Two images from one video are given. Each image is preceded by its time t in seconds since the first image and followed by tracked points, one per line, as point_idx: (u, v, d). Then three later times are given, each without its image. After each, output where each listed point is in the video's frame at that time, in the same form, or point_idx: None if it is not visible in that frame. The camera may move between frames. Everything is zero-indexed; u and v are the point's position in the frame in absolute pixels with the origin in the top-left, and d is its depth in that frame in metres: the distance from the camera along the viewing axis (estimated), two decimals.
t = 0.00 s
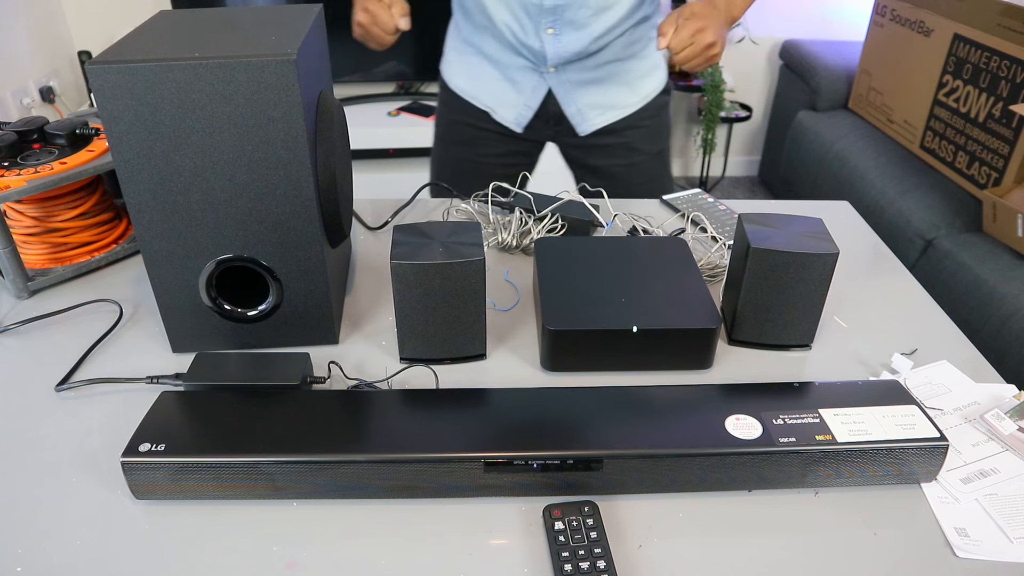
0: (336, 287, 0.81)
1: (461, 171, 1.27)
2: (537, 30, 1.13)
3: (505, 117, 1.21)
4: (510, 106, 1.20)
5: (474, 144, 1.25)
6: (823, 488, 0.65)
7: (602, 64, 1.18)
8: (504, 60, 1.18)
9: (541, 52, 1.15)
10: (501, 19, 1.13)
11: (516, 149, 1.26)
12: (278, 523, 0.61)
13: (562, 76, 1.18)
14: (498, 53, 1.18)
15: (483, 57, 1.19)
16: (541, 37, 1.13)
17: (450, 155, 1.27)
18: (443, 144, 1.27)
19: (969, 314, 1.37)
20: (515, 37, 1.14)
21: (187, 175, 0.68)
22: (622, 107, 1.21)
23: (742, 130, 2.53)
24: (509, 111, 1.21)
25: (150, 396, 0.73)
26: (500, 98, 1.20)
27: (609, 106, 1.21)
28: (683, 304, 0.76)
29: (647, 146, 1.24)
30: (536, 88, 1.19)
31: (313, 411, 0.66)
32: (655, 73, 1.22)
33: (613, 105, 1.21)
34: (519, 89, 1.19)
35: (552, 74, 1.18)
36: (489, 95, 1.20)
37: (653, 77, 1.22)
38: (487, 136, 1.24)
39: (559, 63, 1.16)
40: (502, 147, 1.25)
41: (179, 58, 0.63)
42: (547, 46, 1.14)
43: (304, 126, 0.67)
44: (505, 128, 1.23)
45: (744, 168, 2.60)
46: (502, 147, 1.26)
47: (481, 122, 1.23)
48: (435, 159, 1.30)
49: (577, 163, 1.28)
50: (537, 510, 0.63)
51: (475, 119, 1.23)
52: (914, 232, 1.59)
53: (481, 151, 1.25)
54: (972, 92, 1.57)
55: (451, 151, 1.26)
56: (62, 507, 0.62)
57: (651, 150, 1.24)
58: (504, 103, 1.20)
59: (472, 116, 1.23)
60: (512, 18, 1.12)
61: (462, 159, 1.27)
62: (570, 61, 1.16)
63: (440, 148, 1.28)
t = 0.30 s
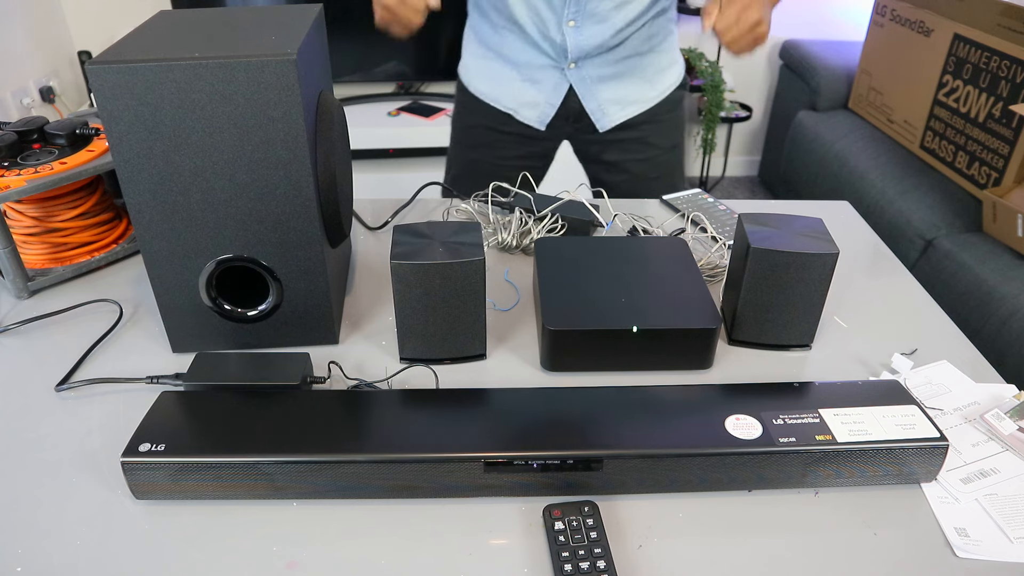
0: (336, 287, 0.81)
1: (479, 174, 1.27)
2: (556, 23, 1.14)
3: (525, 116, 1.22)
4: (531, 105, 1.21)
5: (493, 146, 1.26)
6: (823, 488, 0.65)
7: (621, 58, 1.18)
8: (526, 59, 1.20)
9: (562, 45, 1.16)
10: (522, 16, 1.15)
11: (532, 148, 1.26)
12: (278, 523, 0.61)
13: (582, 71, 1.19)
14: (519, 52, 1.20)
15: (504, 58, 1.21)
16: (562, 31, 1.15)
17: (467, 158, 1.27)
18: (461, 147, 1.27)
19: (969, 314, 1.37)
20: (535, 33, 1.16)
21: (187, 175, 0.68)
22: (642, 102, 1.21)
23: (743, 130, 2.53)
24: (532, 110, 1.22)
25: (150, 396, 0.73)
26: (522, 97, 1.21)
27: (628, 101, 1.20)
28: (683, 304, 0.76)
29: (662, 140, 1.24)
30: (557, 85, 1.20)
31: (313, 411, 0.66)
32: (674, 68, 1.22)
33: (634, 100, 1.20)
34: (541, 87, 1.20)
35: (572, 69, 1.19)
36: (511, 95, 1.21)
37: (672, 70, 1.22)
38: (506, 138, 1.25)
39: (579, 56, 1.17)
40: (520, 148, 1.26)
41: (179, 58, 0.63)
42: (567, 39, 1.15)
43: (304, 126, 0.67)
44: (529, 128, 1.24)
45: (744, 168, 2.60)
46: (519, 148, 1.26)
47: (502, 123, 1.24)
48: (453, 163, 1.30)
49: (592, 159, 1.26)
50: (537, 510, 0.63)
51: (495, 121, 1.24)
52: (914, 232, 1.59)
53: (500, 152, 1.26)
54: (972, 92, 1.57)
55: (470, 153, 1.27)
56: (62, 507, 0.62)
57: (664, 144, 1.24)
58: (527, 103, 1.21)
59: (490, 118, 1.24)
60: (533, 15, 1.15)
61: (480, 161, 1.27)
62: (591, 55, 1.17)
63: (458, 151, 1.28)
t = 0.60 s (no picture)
0: (336, 287, 0.81)
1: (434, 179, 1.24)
2: (513, 29, 1.11)
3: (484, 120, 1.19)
4: (491, 111, 1.19)
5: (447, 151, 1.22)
6: (823, 488, 0.65)
7: (580, 61, 1.15)
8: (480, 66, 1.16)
9: (520, 51, 1.13)
10: (475, 23, 1.10)
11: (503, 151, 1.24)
12: (278, 523, 0.61)
13: (541, 75, 1.16)
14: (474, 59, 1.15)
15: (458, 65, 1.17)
16: (519, 36, 1.11)
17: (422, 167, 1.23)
18: (412, 155, 1.24)
19: (969, 314, 1.37)
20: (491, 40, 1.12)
21: (188, 176, 0.68)
22: (602, 103, 1.19)
23: (743, 130, 2.53)
24: (492, 116, 1.19)
25: (150, 396, 0.73)
26: (481, 103, 1.18)
27: (589, 104, 1.19)
28: (682, 304, 0.76)
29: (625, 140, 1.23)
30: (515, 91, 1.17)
31: (313, 411, 0.66)
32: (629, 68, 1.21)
33: (593, 103, 1.19)
34: (499, 93, 1.18)
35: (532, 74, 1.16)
36: (470, 102, 1.18)
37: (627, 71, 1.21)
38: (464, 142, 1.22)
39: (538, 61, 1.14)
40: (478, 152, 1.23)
41: (179, 58, 0.63)
42: (526, 44, 1.12)
43: (304, 126, 0.67)
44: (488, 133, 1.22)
45: (744, 168, 2.60)
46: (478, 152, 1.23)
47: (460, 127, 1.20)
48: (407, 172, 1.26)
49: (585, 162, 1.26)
50: (537, 511, 0.63)
51: (452, 126, 1.20)
52: (914, 232, 1.59)
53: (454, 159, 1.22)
54: (972, 92, 1.57)
55: (423, 160, 1.23)
56: (62, 507, 0.62)
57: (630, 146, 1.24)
58: (486, 109, 1.18)
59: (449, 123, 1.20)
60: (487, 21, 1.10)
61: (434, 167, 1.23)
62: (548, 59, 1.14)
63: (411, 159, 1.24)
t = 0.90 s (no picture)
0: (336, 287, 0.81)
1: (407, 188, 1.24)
2: (484, 34, 1.12)
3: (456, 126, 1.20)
4: (464, 118, 1.20)
5: (420, 158, 1.23)
6: (823, 488, 0.65)
7: (551, 67, 1.17)
8: (452, 72, 1.17)
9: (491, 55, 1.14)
10: (445, 29, 1.12)
11: (488, 153, 1.26)
12: (278, 523, 0.61)
13: (513, 81, 1.18)
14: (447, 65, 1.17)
15: (430, 71, 1.18)
16: (490, 41, 1.13)
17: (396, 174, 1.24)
18: (386, 164, 1.25)
19: (969, 314, 1.37)
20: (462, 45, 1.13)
21: (187, 175, 0.68)
22: (574, 109, 1.21)
23: (743, 130, 2.53)
24: (464, 122, 1.20)
25: (150, 396, 0.73)
26: (453, 110, 1.19)
27: (561, 109, 1.21)
28: (681, 304, 0.76)
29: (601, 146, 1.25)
30: (487, 97, 1.19)
31: (313, 411, 0.66)
32: (601, 75, 1.23)
33: (565, 109, 1.21)
34: (471, 99, 1.19)
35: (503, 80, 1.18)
36: (442, 109, 1.19)
37: (599, 78, 1.23)
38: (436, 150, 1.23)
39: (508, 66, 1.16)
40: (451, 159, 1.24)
41: (179, 58, 0.63)
42: (496, 49, 1.13)
43: (304, 127, 0.67)
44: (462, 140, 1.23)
45: (744, 168, 2.59)
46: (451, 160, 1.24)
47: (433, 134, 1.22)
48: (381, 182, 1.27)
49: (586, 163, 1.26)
50: (537, 511, 0.63)
51: (425, 133, 1.22)
52: (914, 232, 1.59)
53: (427, 166, 1.24)
54: (972, 92, 1.57)
55: (396, 169, 1.25)
56: (62, 507, 0.62)
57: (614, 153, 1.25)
58: (459, 116, 1.20)
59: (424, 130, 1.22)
60: (457, 27, 1.12)
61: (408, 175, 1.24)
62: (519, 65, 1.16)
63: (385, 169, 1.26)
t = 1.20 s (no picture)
0: (336, 287, 0.81)
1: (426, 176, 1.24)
2: (504, 24, 1.12)
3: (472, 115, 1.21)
4: (480, 106, 1.20)
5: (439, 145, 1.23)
6: (823, 488, 0.65)
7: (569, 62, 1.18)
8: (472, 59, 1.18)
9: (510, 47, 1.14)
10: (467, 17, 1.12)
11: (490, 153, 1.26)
12: (278, 523, 0.61)
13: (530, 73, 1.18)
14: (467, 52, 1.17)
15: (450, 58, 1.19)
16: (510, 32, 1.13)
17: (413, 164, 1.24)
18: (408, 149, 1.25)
19: (969, 314, 1.37)
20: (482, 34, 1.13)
21: (187, 175, 0.68)
22: (591, 106, 1.20)
23: (743, 130, 2.53)
24: (480, 112, 1.20)
25: (150, 396, 0.73)
26: (469, 97, 1.19)
27: (578, 105, 1.20)
28: (682, 304, 0.76)
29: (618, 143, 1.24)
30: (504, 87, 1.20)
31: (313, 411, 0.66)
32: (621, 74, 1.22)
33: (582, 105, 1.20)
34: (488, 88, 1.20)
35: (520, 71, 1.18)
36: (459, 95, 1.19)
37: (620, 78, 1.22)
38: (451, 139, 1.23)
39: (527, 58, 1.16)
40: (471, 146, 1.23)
41: (179, 58, 0.63)
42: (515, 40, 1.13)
43: (304, 127, 0.67)
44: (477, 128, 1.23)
45: (744, 168, 2.60)
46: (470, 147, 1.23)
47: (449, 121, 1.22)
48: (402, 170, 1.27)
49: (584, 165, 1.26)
50: (537, 510, 0.63)
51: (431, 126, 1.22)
52: (914, 232, 1.59)
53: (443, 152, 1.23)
54: (972, 92, 1.57)
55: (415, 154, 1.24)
56: (61, 507, 0.62)
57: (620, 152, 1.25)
58: (476, 104, 1.20)
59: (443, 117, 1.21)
60: (479, 15, 1.12)
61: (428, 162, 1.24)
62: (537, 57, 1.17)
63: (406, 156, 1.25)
